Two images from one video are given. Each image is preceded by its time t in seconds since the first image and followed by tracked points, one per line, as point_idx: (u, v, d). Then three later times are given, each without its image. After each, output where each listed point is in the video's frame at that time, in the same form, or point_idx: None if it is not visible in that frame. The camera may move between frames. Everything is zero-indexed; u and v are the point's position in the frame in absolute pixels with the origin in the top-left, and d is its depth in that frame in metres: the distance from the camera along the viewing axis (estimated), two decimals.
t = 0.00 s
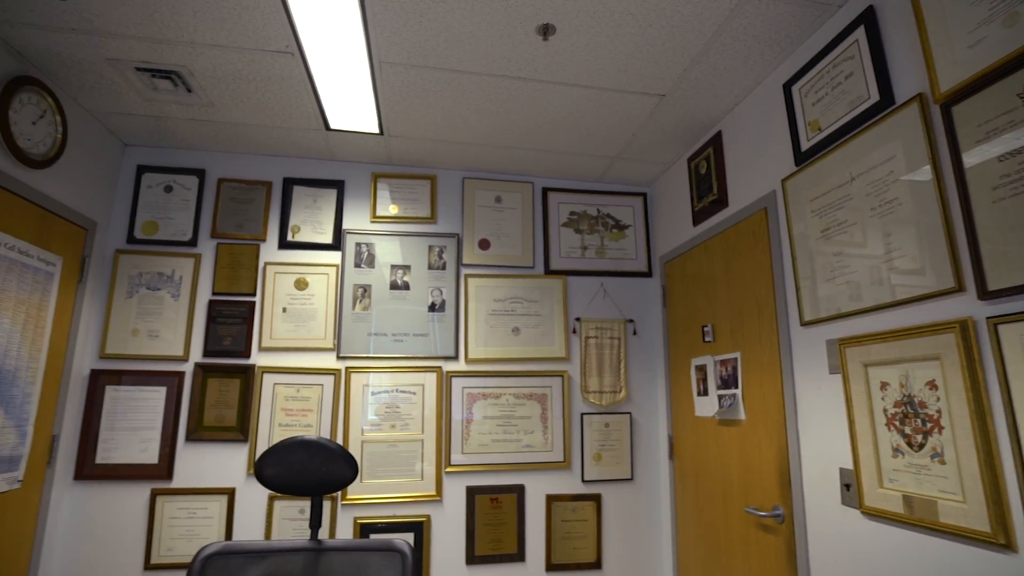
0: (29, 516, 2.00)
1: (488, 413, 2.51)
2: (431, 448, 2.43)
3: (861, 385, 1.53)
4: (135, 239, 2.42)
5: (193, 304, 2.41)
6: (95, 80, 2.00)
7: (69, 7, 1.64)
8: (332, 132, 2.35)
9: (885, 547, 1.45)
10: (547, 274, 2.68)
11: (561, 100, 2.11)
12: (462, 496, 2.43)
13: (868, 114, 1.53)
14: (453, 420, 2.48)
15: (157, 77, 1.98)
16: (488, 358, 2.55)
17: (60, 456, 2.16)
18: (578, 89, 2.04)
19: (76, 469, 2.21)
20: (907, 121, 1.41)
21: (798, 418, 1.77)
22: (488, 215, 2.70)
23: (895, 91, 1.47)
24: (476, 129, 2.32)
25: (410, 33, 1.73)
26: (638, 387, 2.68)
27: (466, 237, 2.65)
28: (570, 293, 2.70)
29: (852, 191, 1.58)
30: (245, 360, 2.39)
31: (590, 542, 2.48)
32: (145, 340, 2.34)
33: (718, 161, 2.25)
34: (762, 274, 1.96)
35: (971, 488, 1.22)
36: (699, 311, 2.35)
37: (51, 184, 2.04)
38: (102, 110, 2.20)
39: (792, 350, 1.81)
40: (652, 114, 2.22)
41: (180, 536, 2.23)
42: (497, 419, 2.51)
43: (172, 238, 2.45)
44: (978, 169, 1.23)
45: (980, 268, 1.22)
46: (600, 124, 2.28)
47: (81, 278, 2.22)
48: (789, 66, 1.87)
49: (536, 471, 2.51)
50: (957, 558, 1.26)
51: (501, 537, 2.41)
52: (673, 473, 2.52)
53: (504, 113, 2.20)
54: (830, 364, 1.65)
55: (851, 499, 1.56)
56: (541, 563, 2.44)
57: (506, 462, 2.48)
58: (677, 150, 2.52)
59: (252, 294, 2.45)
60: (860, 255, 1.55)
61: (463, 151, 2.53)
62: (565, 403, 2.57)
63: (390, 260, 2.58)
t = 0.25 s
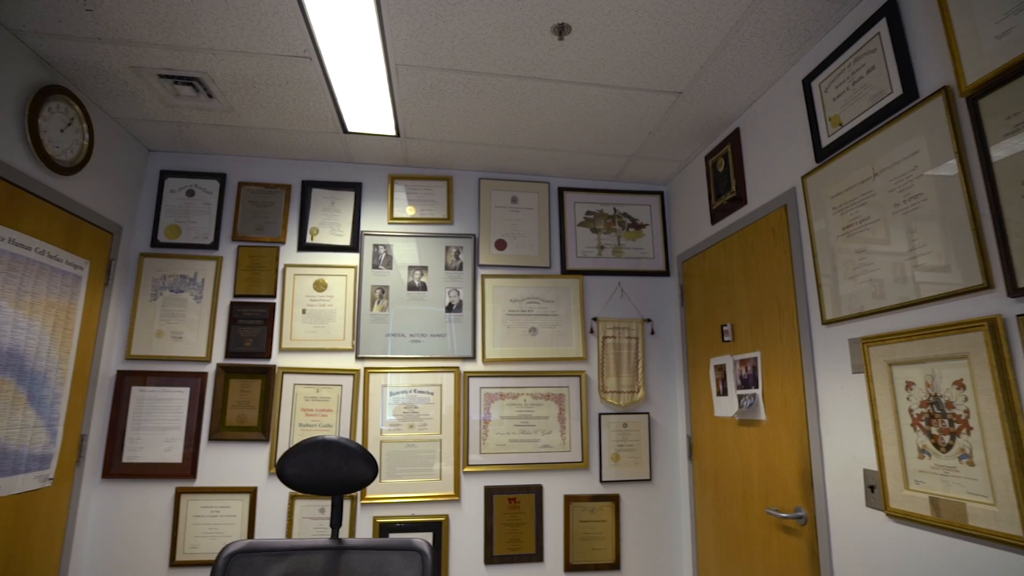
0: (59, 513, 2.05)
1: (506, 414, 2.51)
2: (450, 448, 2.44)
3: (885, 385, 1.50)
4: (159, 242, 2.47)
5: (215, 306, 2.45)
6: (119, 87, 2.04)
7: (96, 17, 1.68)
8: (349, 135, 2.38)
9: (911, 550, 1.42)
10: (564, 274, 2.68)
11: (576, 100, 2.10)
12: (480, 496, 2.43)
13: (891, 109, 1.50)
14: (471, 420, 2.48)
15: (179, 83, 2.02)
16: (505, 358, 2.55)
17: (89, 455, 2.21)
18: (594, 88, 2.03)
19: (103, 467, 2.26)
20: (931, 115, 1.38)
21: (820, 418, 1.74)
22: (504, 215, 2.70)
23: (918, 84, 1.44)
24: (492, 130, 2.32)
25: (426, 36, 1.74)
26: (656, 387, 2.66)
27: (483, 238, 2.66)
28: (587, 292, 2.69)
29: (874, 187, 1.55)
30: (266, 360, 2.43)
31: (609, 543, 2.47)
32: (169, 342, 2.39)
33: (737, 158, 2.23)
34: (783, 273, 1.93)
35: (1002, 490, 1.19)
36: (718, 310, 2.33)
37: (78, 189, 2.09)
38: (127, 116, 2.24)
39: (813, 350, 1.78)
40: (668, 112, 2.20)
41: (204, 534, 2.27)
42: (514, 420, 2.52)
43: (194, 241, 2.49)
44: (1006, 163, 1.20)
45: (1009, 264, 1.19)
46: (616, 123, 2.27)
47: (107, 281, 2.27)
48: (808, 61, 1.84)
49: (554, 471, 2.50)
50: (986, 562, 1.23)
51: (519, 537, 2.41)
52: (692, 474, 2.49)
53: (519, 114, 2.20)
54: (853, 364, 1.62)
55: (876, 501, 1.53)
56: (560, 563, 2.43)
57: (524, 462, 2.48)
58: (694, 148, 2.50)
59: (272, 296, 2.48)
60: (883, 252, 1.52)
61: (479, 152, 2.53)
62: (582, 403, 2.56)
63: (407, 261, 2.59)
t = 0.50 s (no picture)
0: (87, 511, 2.10)
1: (523, 414, 2.52)
2: (467, 448, 2.45)
3: (910, 385, 1.47)
4: (181, 245, 2.52)
5: (236, 308, 2.48)
6: (142, 94, 2.09)
7: (120, 26, 1.72)
8: (366, 138, 2.40)
9: (938, 553, 1.39)
10: (581, 274, 2.67)
11: (592, 99, 2.10)
12: (498, 496, 2.44)
13: (914, 103, 1.47)
14: (488, 420, 2.49)
15: (200, 89, 2.05)
16: (522, 359, 2.55)
17: (115, 454, 2.26)
18: (610, 87, 2.02)
19: (129, 466, 2.31)
20: (956, 108, 1.35)
21: (842, 419, 1.71)
22: (520, 216, 2.70)
23: (943, 77, 1.41)
24: (507, 131, 2.33)
25: (442, 38, 1.75)
26: (674, 387, 2.64)
27: (499, 238, 2.66)
28: (603, 292, 2.68)
29: (897, 183, 1.52)
30: (285, 361, 2.46)
31: (627, 544, 2.46)
32: (192, 343, 2.43)
33: (755, 156, 2.20)
34: (803, 271, 1.91)
35: None
36: (737, 309, 2.30)
37: (103, 195, 2.14)
38: (150, 122, 2.29)
39: (835, 349, 1.75)
40: (685, 110, 2.19)
41: (227, 532, 2.30)
42: (531, 420, 2.51)
43: (215, 244, 2.53)
44: None
45: None
46: (632, 122, 2.26)
47: (132, 284, 2.32)
48: (827, 55, 1.81)
49: (571, 471, 2.50)
50: (1016, 566, 1.20)
51: (537, 537, 2.41)
52: (711, 474, 2.47)
53: (535, 114, 2.20)
54: (877, 363, 1.59)
55: (901, 503, 1.50)
56: (578, 563, 2.43)
57: (541, 462, 2.48)
58: (711, 146, 2.48)
59: (291, 298, 2.51)
60: (906, 249, 1.49)
61: (495, 153, 2.54)
62: (600, 403, 2.55)
63: (424, 262, 2.61)
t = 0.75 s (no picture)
0: (115, 509, 2.15)
1: (540, 414, 2.51)
2: (485, 448, 2.45)
3: (936, 384, 1.43)
4: (203, 248, 2.56)
5: (256, 310, 2.52)
6: (164, 100, 2.13)
7: (143, 34, 1.76)
8: (383, 140, 2.42)
9: (965, 557, 1.36)
10: (597, 274, 2.66)
11: (608, 98, 2.09)
12: (516, 496, 2.44)
13: (938, 96, 1.44)
14: (506, 420, 2.49)
15: (220, 95, 2.09)
16: (539, 359, 2.55)
17: (141, 453, 2.31)
18: (626, 85, 2.01)
19: (155, 465, 2.36)
20: (983, 101, 1.32)
21: (866, 419, 1.68)
22: (537, 216, 2.70)
23: (968, 70, 1.38)
24: (523, 131, 2.33)
25: (457, 39, 1.76)
26: (692, 387, 2.61)
27: (515, 239, 2.67)
28: (620, 292, 2.67)
29: (921, 179, 1.49)
30: (305, 362, 2.49)
31: (646, 545, 2.44)
32: (214, 344, 2.47)
33: (773, 152, 2.18)
34: (824, 269, 1.88)
35: None
36: (756, 308, 2.27)
37: (128, 200, 2.19)
38: (172, 128, 2.33)
39: (858, 348, 1.72)
40: (702, 107, 2.17)
41: (249, 530, 2.34)
42: (549, 420, 2.51)
43: (236, 247, 2.57)
44: None
45: None
46: (648, 120, 2.25)
47: (156, 287, 2.37)
48: (847, 49, 1.78)
49: (589, 472, 2.49)
50: None
51: (555, 537, 2.40)
52: (731, 475, 2.44)
53: (551, 114, 2.20)
54: (901, 363, 1.56)
55: (927, 505, 1.46)
56: (596, 564, 2.42)
57: (559, 462, 2.47)
58: (729, 143, 2.45)
59: (310, 299, 2.54)
60: (931, 245, 1.46)
61: (511, 153, 2.54)
62: (617, 403, 2.54)
63: (440, 263, 2.62)
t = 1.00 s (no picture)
0: (140, 507, 2.19)
1: (557, 414, 2.51)
2: (502, 448, 2.46)
3: (963, 384, 1.40)
4: (224, 251, 2.60)
5: (276, 311, 2.55)
6: (186, 106, 2.17)
7: (165, 42, 1.79)
8: (399, 142, 2.43)
9: (995, 562, 1.32)
10: (614, 273, 2.65)
11: (624, 96, 2.08)
12: (534, 496, 2.44)
13: (964, 89, 1.41)
14: (523, 421, 2.49)
15: (240, 99, 2.12)
16: (556, 359, 2.54)
17: (165, 453, 2.35)
18: (642, 83, 2.00)
19: (178, 464, 2.40)
20: (1011, 93, 1.29)
21: (890, 419, 1.65)
22: (552, 216, 2.70)
23: (995, 61, 1.34)
24: (538, 131, 2.33)
25: (472, 40, 1.76)
26: (711, 387, 2.59)
27: (531, 239, 2.67)
28: (637, 291, 2.65)
29: (947, 173, 1.46)
30: (324, 362, 2.51)
31: (665, 546, 2.42)
32: (235, 345, 2.51)
33: (792, 149, 2.15)
34: (845, 266, 1.84)
35: None
36: (776, 307, 2.25)
37: (151, 204, 2.23)
38: (193, 133, 2.37)
39: (881, 347, 1.69)
40: (719, 104, 2.15)
41: (270, 529, 2.37)
42: (566, 420, 2.51)
43: (256, 250, 2.61)
44: None
45: None
46: (664, 118, 2.23)
47: (178, 289, 2.41)
48: (868, 43, 1.75)
49: (607, 472, 2.48)
50: None
51: (573, 538, 2.40)
52: (751, 476, 2.41)
53: (566, 113, 2.19)
54: (927, 362, 1.52)
55: (955, 508, 1.43)
56: (614, 565, 2.41)
57: (576, 463, 2.47)
58: (747, 140, 2.42)
59: (328, 300, 2.57)
60: (957, 242, 1.42)
61: (526, 153, 2.54)
62: (635, 403, 2.53)
63: (457, 263, 2.63)
